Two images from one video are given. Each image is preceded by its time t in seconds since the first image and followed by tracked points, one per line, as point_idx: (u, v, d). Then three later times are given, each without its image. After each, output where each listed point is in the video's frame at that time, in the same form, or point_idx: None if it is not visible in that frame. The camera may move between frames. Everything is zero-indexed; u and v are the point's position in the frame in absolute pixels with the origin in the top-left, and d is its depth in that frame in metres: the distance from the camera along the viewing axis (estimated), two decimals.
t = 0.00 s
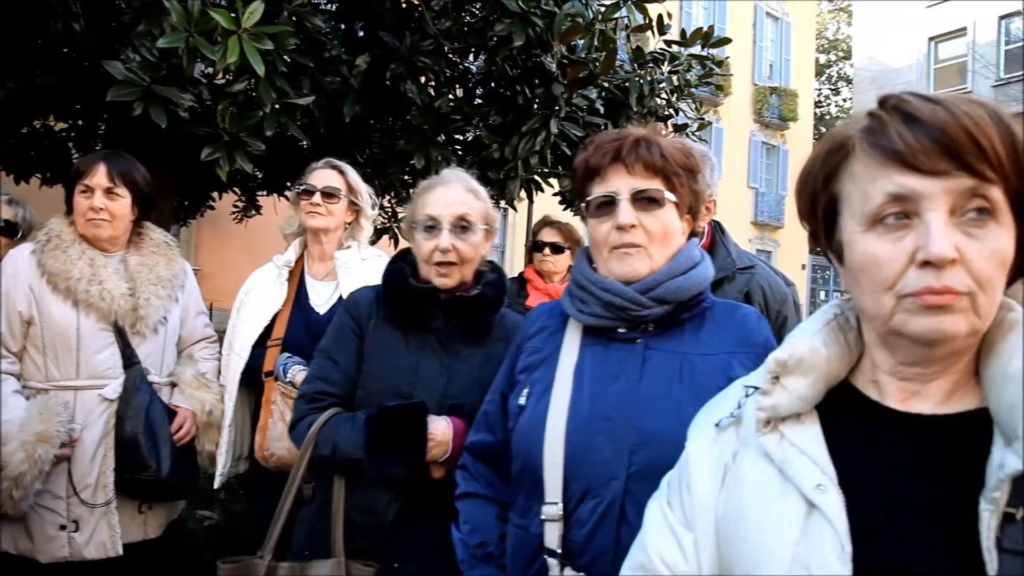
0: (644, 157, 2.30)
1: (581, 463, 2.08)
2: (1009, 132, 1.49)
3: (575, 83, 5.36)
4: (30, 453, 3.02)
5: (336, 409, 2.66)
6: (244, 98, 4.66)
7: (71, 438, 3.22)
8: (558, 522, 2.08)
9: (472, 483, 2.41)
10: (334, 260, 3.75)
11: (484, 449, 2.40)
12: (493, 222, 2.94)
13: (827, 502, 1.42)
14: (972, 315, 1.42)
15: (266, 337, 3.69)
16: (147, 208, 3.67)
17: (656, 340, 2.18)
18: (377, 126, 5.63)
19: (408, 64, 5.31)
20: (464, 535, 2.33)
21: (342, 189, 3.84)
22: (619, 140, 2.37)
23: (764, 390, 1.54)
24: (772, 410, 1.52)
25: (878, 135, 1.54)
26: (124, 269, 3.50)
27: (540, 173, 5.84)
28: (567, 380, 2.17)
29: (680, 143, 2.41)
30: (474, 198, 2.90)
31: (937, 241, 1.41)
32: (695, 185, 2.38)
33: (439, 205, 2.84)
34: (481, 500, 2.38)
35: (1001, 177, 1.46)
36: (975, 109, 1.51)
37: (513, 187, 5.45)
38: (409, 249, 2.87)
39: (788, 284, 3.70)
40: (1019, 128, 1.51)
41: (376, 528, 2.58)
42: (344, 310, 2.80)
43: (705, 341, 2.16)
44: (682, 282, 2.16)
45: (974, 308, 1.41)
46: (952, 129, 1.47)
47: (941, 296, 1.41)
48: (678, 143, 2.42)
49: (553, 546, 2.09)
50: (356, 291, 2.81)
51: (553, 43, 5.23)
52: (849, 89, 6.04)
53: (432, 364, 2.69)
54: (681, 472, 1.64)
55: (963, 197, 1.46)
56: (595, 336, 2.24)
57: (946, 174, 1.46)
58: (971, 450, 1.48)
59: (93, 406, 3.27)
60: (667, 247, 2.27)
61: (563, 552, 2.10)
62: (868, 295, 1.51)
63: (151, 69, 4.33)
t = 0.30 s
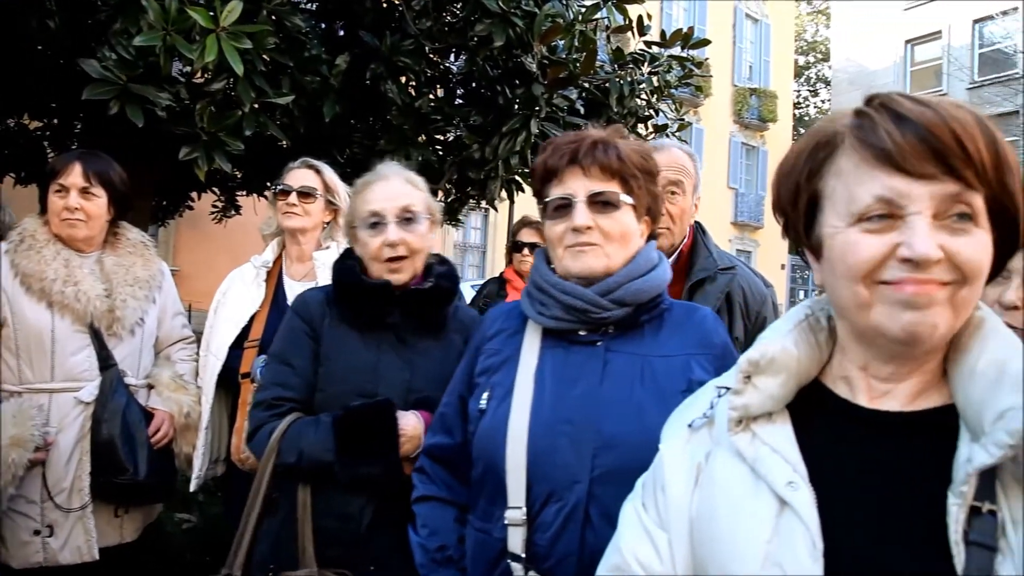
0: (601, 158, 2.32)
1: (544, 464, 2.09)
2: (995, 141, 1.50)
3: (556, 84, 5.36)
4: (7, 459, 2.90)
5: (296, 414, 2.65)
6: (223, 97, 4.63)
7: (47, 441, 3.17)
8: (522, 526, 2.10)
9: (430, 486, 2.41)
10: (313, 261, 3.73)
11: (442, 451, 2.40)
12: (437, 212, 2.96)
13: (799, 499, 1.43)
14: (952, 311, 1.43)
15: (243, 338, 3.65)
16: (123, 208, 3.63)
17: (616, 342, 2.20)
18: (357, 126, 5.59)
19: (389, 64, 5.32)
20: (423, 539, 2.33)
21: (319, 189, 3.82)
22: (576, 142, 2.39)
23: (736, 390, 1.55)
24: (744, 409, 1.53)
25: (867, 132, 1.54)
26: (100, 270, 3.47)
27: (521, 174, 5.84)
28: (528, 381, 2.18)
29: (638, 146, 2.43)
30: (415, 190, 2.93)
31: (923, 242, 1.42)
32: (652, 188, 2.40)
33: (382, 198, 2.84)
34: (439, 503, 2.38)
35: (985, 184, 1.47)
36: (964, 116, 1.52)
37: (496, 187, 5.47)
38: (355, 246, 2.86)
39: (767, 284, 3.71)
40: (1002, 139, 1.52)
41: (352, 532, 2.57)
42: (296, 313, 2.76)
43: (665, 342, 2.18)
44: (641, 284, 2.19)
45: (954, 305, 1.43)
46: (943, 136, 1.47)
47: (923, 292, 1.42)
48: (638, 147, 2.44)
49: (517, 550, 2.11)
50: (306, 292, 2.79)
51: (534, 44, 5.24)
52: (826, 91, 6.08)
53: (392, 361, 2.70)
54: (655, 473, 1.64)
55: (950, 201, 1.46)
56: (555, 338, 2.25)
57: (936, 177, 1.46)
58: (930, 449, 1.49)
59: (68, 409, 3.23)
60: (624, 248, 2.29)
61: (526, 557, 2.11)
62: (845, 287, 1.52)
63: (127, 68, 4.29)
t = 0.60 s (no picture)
0: (563, 159, 2.31)
1: (532, 465, 2.08)
2: (953, 133, 1.46)
3: (538, 83, 5.38)
4: None
5: (260, 420, 2.62)
6: (203, 96, 4.60)
7: (24, 445, 3.07)
8: (508, 528, 2.08)
9: (413, 487, 2.38)
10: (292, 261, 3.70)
11: (424, 452, 2.38)
12: (388, 206, 2.91)
13: (782, 498, 1.42)
14: (906, 301, 1.42)
15: (223, 338, 3.63)
16: (101, 208, 3.59)
17: (600, 341, 2.20)
18: (339, 125, 5.56)
19: (370, 63, 5.27)
20: (408, 542, 2.30)
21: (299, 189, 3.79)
22: (542, 143, 2.39)
23: (720, 387, 1.52)
24: (729, 408, 1.51)
25: (819, 133, 1.54)
26: (77, 271, 3.42)
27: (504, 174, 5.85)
28: (512, 383, 2.17)
29: (608, 143, 2.40)
30: (361, 189, 2.86)
31: (865, 233, 1.41)
32: (625, 185, 2.38)
33: (326, 206, 2.78)
34: (422, 505, 2.36)
35: (939, 177, 1.43)
36: (919, 111, 1.49)
37: (479, 187, 5.49)
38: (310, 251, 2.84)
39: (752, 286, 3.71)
40: (965, 130, 1.48)
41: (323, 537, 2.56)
42: (256, 319, 2.73)
43: (647, 341, 2.20)
44: (622, 282, 2.20)
45: (906, 294, 1.42)
46: (890, 130, 1.45)
47: (868, 282, 1.42)
48: (607, 143, 2.42)
49: (503, 552, 2.08)
50: (264, 298, 2.76)
51: (516, 44, 5.24)
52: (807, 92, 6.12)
53: (356, 360, 2.70)
54: (638, 469, 1.62)
55: (898, 194, 1.43)
56: (537, 338, 2.25)
57: (881, 171, 1.44)
58: (909, 446, 1.49)
59: (45, 412, 3.16)
60: (593, 249, 2.28)
61: (513, 558, 2.09)
62: (803, 283, 1.53)
63: (105, 67, 4.22)
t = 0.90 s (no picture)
0: (542, 154, 2.31)
1: (525, 463, 2.07)
2: (837, 127, 1.43)
3: (517, 82, 5.32)
4: None
5: (229, 419, 2.59)
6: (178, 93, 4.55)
7: None
8: (500, 526, 2.07)
9: (410, 484, 2.36)
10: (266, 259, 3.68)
11: (421, 449, 2.36)
12: (360, 206, 2.86)
13: (760, 492, 1.40)
14: (808, 298, 1.41)
15: (199, 337, 3.58)
16: (72, 207, 3.53)
17: (597, 337, 2.19)
18: (317, 123, 5.50)
19: (348, 61, 5.21)
20: (403, 539, 2.26)
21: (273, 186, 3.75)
22: (527, 139, 2.40)
23: (700, 383, 1.50)
24: (708, 403, 1.49)
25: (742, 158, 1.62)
26: (48, 270, 3.35)
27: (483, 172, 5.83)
28: (507, 379, 2.15)
29: (593, 136, 2.38)
30: (331, 188, 2.83)
31: (754, 241, 1.45)
32: (613, 177, 2.35)
33: (294, 206, 2.77)
34: (421, 502, 2.34)
35: (820, 174, 1.42)
36: (811, 112, 1.48)
37: (456, 186, 5.44)
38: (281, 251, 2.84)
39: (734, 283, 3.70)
40: (856, 120, 1.43)
41: (288, 538, 2.54)
42: (229, 317, 2.70)
43: (646, 337, 2.19)
44: (618, 275, 2.18)
45: (808, 291, 1.41)
46: (773, 142, 1.49)
47: (767, 286, 1.44)
48: (593, 136, 2.39)
49: (497, 550, 2.07)
50: (239, 295, 2.74)
51: (494, 42, 5.19)
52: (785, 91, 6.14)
53: (330, 360, 2.67)
54: (620, 466, 1.59)
55: (786, 200, 1.45)
56: (533, 335, 2.23)
57: (770, 182, 1.48)
58: (886, 440, 1.46)
59: (17, 415, 3.00)
60: (578, 243, 2.27)
61: (506, 556, 2.08)
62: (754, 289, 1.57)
63: (78, 63, 4.17)
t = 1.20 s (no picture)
0: (539, 150, 2.30)
1: (519, 458, 2.06)
2: (815, 121, 1.42)
3: (504, 78, 5.32)
4: None
5: (219, 411, 2.58)
6: (162, 89, 4.48)
7: None
8: (493, 521, 2.06)
9: (408, 478, 2.34)
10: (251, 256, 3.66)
11: (419, 443, 2.34)
12: (358, 206, 2.85)
13: (745, 488, 1.38)
14: (794, 291, 1.39)
15: (185, 334, 3.55)
16: (53, 203, 3.47)
17: (595, 333, 2.18)
18: (303, 120, 5.46)
19: (335, 57, 5.15)
20: (400, 532, 2.25)
21: (257, 182, 3.72)
22: (524, 136, 2.39)
23: (685, 378, 1.49)
24: (693, 399, 1.47)
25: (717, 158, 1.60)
26: (28, 268, 3.30)
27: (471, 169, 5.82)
28: (504, 372, 2.15)
29: (590, 132, 2.37)
30: (330, 187, 2.82)
31: (738, 236, 1.44)
32: (609, 170, 2.33)
33: (292, 203, 2.77)
34: (418, 496, 2.31)
35: (801, 166, 1.41)
36: (787, 108, 1.47)
37: (445, 182, 5.45)
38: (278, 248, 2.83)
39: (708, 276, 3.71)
40: (832, 113, 1.42)
41: (268, 535, 2.51)
42: (223, 311, 2.70)
43: (646, 334, 2.18)
44: (617, 271, 2.17)
45: (794, 284, 1.39)
46: (751, 138, 1.47)
47: (752, 281, 1.42)
48: (590, 132, 2.38)
49: (489, 545, 2.07)
50: (233, 292, 2.73)
51: (481, 38, 5.18)
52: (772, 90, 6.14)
53: (321, 359, 2.64)
54: (605, 463, 1.57)
55: (767, 194, 1.44)
56: (533, 330, 2.22)
57: (750, 177, 1.46)
58: (870, 436, 1.44)
59: None
60: (575, 236, 2.26)
61: (498, 552, 2.08)
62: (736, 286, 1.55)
63: (58, 58, 4.11)
